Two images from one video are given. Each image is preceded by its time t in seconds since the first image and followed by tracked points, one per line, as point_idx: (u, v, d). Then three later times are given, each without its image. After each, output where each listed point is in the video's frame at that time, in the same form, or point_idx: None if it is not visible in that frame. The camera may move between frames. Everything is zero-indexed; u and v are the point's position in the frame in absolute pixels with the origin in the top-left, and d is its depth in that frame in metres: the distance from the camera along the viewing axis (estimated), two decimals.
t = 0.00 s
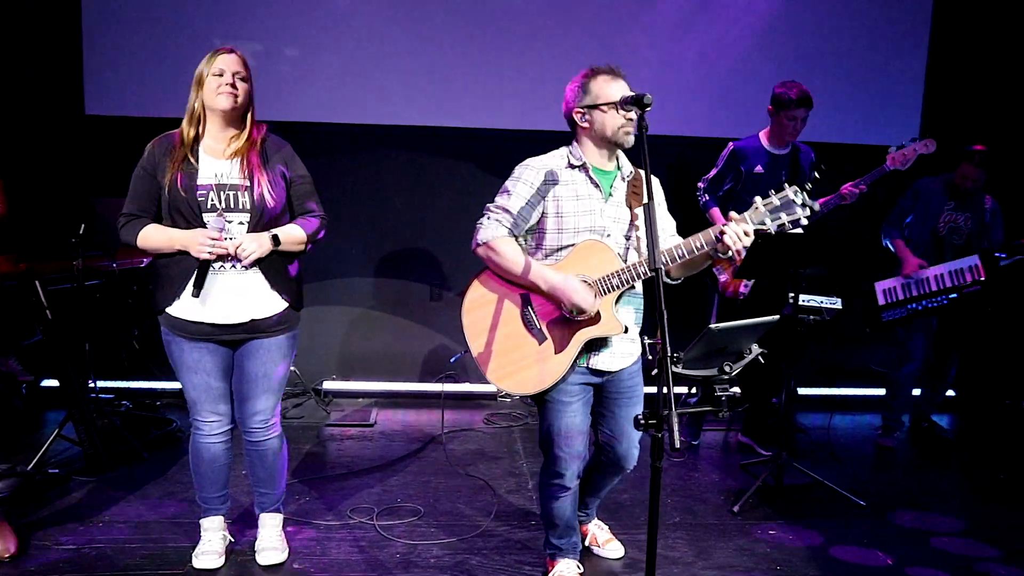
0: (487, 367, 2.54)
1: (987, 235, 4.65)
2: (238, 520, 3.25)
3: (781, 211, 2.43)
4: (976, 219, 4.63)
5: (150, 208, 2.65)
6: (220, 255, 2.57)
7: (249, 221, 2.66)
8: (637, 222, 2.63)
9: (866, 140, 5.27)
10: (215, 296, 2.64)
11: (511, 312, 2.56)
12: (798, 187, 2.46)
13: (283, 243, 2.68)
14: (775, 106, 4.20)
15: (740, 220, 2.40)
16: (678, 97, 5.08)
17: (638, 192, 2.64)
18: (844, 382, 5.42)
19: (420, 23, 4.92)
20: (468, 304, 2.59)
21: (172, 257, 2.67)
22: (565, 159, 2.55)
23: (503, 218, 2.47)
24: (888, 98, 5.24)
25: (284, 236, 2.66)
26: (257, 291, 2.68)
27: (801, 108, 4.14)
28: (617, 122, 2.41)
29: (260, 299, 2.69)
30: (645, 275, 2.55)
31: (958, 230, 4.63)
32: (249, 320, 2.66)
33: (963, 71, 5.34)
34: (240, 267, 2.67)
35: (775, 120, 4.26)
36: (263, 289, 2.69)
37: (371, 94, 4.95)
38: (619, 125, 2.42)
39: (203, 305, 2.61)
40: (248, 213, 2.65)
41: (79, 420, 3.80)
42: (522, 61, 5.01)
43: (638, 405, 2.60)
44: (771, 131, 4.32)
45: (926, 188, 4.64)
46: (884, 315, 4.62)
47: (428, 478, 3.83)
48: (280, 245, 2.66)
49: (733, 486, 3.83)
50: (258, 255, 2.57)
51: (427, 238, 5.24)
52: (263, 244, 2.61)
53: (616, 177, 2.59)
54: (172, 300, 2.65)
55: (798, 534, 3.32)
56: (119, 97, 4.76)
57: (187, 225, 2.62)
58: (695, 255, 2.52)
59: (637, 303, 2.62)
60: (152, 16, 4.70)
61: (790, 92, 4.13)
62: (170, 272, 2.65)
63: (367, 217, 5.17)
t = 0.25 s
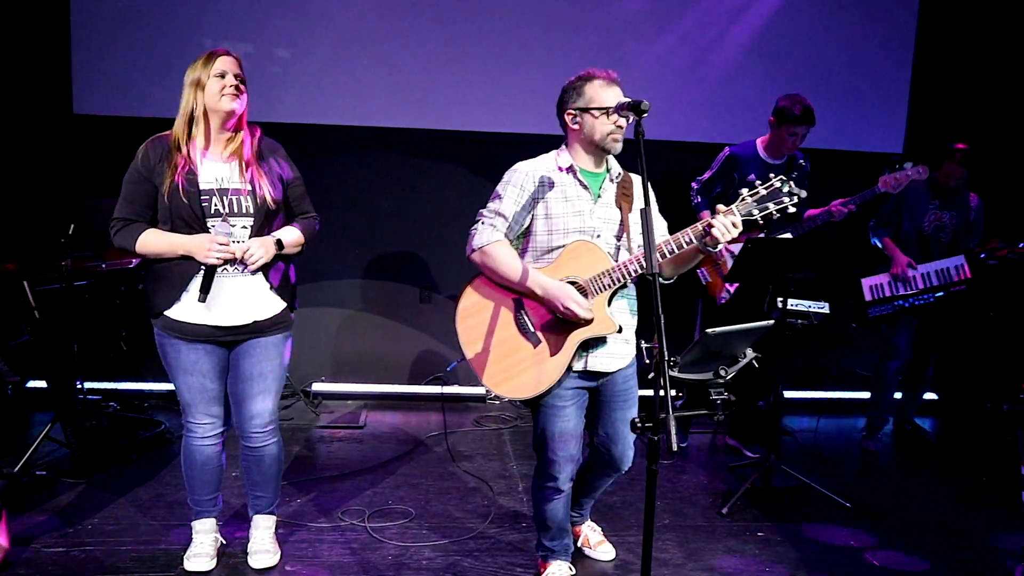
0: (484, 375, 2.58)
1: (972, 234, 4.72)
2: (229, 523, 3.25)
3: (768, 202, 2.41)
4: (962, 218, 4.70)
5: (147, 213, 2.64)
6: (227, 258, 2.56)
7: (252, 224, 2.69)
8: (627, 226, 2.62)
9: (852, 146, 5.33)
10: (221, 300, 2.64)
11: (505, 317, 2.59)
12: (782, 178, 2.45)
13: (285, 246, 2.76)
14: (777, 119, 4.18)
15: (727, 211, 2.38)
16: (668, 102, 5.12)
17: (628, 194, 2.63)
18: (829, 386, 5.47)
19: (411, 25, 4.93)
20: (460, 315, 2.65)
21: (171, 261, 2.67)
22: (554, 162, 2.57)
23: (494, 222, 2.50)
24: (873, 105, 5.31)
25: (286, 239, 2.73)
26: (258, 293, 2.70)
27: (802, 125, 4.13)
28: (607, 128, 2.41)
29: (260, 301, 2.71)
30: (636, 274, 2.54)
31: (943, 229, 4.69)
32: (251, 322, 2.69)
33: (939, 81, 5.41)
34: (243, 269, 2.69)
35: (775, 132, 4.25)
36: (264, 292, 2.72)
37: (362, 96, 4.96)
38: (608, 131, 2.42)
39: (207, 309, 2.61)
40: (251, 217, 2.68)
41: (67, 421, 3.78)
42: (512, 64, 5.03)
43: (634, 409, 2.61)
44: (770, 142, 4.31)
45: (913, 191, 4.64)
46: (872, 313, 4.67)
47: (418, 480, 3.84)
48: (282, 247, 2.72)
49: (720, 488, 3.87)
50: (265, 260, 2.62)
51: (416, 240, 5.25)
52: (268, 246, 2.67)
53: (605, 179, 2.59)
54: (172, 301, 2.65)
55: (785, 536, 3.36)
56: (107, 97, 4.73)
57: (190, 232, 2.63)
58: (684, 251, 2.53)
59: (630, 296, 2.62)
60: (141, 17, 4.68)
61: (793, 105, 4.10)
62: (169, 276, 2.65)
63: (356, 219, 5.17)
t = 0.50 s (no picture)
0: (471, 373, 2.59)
1: (949, 238, 4.77)
2: (222, 526, 3.24)
3: (755, 206, 2.42)
4: (939, 223, 4.77)
5: (139, 215, 2.62)
6: (223, 261, 2.57)
7: (245, 226, 2.69)
8: (616, 228, 2.62)
9: (835, 145, 5.39)
10: (217, 304, 2.64)
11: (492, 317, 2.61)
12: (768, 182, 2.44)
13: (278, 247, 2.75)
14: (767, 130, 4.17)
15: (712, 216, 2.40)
16: (653, 101, 5.15)
17: (616, 194, 2.63)
18: (813, 382, 5.53)
19: (398, 27, 4.94)
20: (450, 313, 2.67)
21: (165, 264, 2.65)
22: (543, 165, 2.56)
23: (481, 226, 2.50)
24: (855, 103, 5.36)
25: (280, 242, 2.73)
26: (253, 295, 2.71)
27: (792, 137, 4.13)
28: (595, 140, 2.41)
29: (255, 303, 2.72)
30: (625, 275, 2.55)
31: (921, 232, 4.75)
32: (246, 324, 2.69)
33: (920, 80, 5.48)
34: (239, 272, 2.69)
35: (764, 142, 4.26)
36: (259, 294, 2.73)
37: (348, 97, 4.96)
38: (596, 143, 2.42)
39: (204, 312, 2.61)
40: (244, 218, 2.67)
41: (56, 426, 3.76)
42: (499, 64, 5.05)
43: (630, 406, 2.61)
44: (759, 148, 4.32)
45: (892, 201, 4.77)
46: (850, 316, 4.73)
47: (410, 480, 3.85)
48: (276, 250, 2.72)
49: (710, 484, 3.91)
50: (262, 260, 2.62)
51: (404, 241, 5.26)
52: (262, 247, 2.65)
53: (594, 181, 2.59)
54: (167, 306, 2.64)
55: (775, 530, 3.40)
56: (91, 99, 4.70)
57: (182, 233, 2.61)
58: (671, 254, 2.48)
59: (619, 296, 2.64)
60: (126, 18, 4.65)
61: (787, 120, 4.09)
62: (162, 278, 2.64)
63: (344, 220, 5.17)
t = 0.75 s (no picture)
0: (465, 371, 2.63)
1: (929, 231, 4.85)
2: (213, 527, 3.24)
3: (748, 212, 2.41)
4: (919, 216, 4.83)
5: (128, 218, 2.62)
6: (209, 263, 2.56)
7: (234, 227, 2.67)
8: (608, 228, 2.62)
9: (818, 144, 5.44)
10: (203, 305, 2.63)
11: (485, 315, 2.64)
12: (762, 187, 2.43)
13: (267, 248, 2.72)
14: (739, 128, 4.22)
15: (705, 220, 2.38)
16: (639, 100, 5.19)
17: (607, 195, 2.62)
18: (798, 379, 5.60)
19: (384, 26, 4.94)
20: (443, 312, 2.71)
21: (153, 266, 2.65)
22: (534, 165, 2.56)
23: (474, 227, 2.50)
24: (837, 103, 5.41)
25: (268, 242, 2.70)
26: (241, 296, 2.70)
27: (765, 135, 4.18)
28: (582, 143, 2.40)
29: (243, 305, 2.71)
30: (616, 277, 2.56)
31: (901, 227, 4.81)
32: (233, 325, 2.68)
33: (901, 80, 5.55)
34: (226, 273, 2.68)
35: (738, 139, 4.29)
36: (247, 295, 2.72)
37: (335, 96, 4.95)
38: (584, 146, 2.42)
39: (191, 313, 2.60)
40: (233, 220, 2.65)
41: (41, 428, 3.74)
42: (485, 63, 5.06)
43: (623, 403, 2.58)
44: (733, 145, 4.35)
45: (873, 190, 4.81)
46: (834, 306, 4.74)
47: (399, 480, 3.86)
48: (264, 250, 2.69)
49: (697, 481, 3.94)
50: (247, 263, 2.60)
51: (391, 240, 5.28)
52: (251, 249, 2.63)
53: (586, 183, 2.59)
54: (155, 306, 2.63)
55: (762, 526, 3.44)
56: (74, 99, 4.67)
57: (171, 235, 2.60)
58: (664, 257, 2.49)
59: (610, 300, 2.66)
60: (110, 17, 4.62)
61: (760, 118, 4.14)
62: (150, 281, 2.63)
63: (330, 220, 5.18)
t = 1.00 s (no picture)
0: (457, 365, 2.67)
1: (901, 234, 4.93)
2: (197, 530, 3.24)
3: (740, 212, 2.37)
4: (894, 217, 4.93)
5: (109, 219, 2.57)
6: (186, 265, 2.51)
7: (214, 229, 2.59)
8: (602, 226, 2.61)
9: (794, 146, 5.52)
10: (182, 308, 2.61)
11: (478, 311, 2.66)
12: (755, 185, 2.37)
13: (248, 250, 2.64)
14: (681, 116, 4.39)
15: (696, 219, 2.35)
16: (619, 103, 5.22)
17: (602, 190, 2.60)
18: (774, 377, 5.70)
19: (364, 28, 4.91)
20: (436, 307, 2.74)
21: (135, 269, 2.64)
22: (527, 163, 2.56)
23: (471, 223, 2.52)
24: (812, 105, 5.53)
25: (248, 244, 2.61)
26: (223, 300, 2.68)
27: (705, 118, 4.33)
28: (574, 142, 2.39)
29: (225, 308, 2.69)
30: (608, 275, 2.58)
31: (874, 231, 4.89)
32: (215, 329, 2.66)
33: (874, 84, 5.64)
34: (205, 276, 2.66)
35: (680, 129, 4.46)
36: (230, 299, 2.70)
37: (314, 98, 4.91)
38: (577, 144, 2.41)
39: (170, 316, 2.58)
40: (212, 221, 2.58)
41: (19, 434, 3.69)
42: (466, 66, 5.06)
43: (610, 401, 2.60)
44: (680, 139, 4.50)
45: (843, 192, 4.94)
46: (811, 310, 4.82)
47: (382, 482, 3.86)
48: (244, 252, 2.60)
49: (678, 480, 3.98)
50: (225, 264, 2.52)
51: (372, 242, 5.29)
52: (229, 251, 2.56)
53: (578, 179, 2.59)
54: (137, 309, 2.62)
55: (742, 524, 3.48)
56: (50, 101, 4.61)
57: (150, 237, 2.54)
58: (657, 255, 2.46)
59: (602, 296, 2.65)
60: (87, 18, 4.57)
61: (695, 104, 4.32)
62: (131, 285, 2.62)
63: (310, 222, 5.17)
